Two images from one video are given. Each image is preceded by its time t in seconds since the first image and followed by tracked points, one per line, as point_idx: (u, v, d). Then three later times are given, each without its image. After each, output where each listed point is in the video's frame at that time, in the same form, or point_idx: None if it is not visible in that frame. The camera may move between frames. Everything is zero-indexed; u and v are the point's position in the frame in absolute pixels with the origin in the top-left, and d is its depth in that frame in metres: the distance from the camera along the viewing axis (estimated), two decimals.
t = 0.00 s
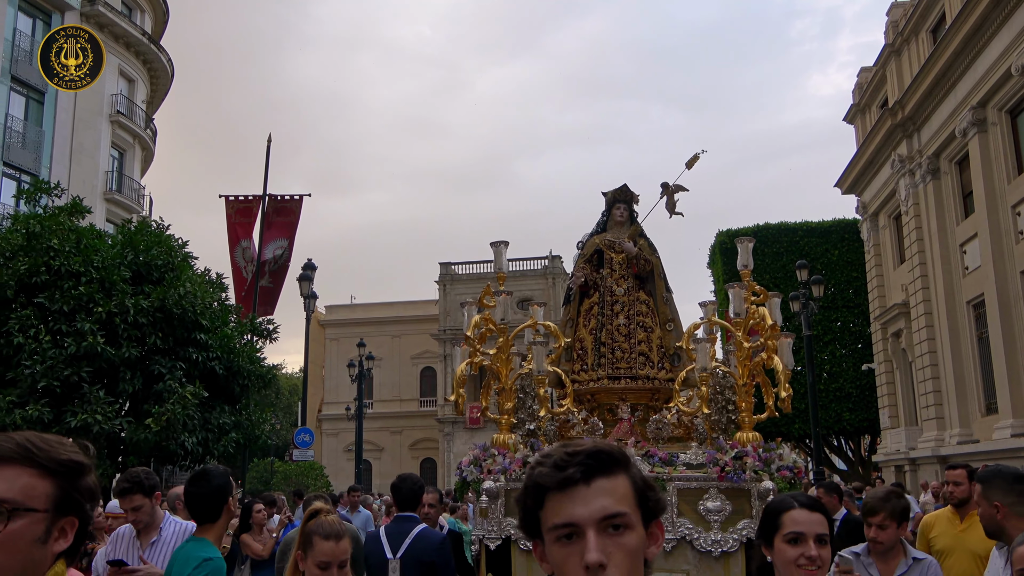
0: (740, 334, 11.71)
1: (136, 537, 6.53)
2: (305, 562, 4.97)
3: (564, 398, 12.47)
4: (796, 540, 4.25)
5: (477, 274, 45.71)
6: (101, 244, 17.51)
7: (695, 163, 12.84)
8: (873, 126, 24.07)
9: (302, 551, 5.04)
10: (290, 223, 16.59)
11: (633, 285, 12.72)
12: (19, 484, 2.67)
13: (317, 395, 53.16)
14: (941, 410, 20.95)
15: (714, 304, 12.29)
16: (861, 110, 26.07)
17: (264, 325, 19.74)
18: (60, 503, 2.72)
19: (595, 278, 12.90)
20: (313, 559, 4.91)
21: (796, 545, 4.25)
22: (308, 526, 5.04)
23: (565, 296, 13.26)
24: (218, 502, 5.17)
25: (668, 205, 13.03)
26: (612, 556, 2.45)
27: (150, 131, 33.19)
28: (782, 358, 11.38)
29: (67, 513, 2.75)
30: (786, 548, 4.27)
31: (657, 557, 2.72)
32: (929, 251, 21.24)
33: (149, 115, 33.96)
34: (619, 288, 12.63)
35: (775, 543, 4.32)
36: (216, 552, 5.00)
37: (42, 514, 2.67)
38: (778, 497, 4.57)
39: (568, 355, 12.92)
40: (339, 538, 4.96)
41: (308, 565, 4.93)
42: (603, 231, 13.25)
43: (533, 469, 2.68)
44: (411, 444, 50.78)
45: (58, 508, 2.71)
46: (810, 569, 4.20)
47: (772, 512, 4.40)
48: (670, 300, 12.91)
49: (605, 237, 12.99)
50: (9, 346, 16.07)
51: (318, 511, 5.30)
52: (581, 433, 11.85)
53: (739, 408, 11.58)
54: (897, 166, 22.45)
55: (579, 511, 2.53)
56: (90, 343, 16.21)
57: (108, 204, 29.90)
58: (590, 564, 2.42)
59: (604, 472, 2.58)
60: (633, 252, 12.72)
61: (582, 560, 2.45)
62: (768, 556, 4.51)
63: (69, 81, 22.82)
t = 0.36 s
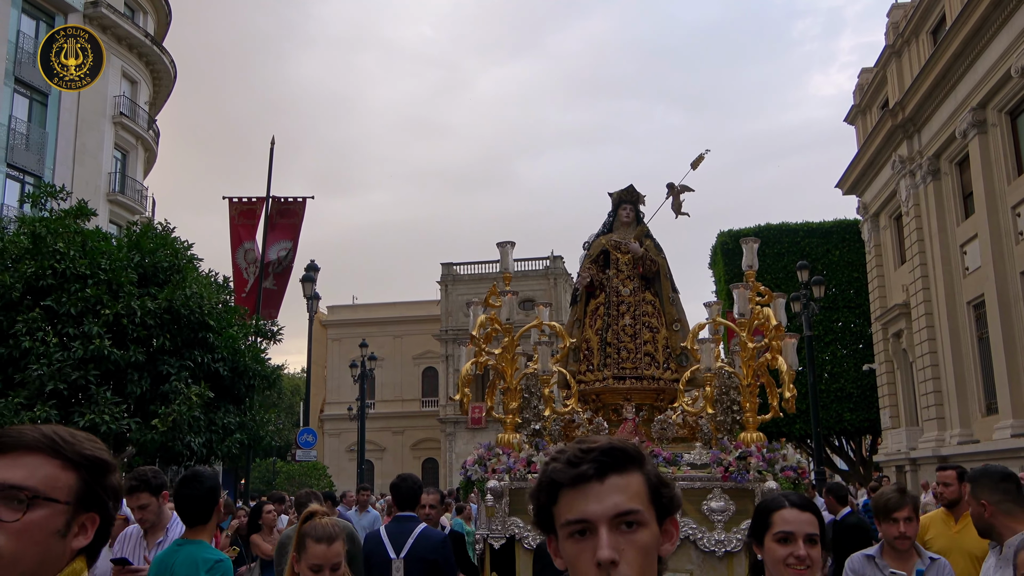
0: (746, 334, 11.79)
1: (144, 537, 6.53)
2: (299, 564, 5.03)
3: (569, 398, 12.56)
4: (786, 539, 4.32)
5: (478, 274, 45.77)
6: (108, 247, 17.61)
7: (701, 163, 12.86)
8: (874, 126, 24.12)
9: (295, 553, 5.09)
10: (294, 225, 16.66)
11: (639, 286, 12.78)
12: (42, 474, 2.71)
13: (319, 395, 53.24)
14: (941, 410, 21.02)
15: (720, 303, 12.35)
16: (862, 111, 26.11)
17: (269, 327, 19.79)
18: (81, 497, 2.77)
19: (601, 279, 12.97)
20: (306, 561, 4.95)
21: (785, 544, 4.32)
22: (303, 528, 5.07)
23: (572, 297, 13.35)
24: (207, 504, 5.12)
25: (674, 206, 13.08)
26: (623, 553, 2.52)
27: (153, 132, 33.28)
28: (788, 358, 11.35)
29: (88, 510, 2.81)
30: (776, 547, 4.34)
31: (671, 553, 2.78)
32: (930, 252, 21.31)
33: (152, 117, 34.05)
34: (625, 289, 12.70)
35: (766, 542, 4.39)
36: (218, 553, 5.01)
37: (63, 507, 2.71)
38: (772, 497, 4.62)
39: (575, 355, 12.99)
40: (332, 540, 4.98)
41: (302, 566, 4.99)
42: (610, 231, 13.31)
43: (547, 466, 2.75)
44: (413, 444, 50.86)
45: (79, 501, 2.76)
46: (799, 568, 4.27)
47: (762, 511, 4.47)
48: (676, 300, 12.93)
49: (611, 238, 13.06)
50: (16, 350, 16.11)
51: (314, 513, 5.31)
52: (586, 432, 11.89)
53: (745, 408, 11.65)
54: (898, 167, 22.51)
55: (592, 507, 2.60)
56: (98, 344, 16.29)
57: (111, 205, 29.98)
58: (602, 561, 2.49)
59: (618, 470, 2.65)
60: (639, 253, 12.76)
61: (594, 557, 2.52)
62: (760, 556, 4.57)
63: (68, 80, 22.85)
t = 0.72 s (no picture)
0: (736, 332, 11.80)
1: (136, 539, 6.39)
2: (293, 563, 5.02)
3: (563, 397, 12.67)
4: (777, 535, 4.40)
5: (480, 274, 45.89)
6: (114, 250, 17.73)
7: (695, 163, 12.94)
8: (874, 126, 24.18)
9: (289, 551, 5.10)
10: (297, 227, 16.72)
11: (634, 285, 12.85)
12: (50, 471, 2.72)
13: (321, 396, 53.35)
14: (942, 409, 21.09)
15: (712, 303, 12.42)
16: (862, 111, 26.17)
17: (272, 330, 19.92)
18: (90, 493, 2.77)
19: (597, 279, 13.05)
20: (300, 561, 4.95)
21: (776, 540, 4.39)
22: (299, 527, 5.07)
23: (568, 295, 13.45)
24: (189, 505, 5.03)
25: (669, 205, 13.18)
26: (602, 552, 2.59)
27: (155, 134, 33.41)
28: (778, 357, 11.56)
29: (97, 505, 2.80)
30: (768, 543, 4.41)
31: (651, 551, 2.86)
32: (929, 251, 21.38)
33: (154, 119, 34.20)
34: (620, 288, 12.78)
35: (758, 540, 4.47)
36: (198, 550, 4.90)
37: (72, 503, 2.72)
38: (765, 496, 4.71)
39: (571, 354, 13.09)
40: (325, 541, 4.97)
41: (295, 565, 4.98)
42: (605, 231, 13.40)
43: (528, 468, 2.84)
44: (415, 445, 50.96)
45: (87, 498, 2.77)
46: (791, 563, 4.33)
47: (756, 509, 4.56)
48: (671, 300, 13.03)
49: (606, 238, 13.13)
50: (21, 353, 16.28)
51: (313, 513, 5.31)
52: (581, 431, 12.02)
53: (736, 407, 11.59)
54: (898, 166, 22.57)
55: (572, 507, 2.67)
56: (101, 347, 16.36)
57: (114, 208, 30.10)
58: (581, 560, 2.56)
59: (598, 470, 2.73)
60: (635, 252, 12.83)
61: (573, 556, 2.59)
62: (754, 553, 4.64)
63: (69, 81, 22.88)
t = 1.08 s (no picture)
0: (733, 334, 11.83)
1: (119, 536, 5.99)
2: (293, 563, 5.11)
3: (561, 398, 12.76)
4: (782, 540, 4.47)
5: (483, 275, 46.03)
6: (120, 253, 17.84)
7: (689, 163, 12.83)
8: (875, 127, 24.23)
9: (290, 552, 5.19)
10: (300, 229, 16.83)
11: (631, 286, 12.91)
12: (21, 479, 2.74)
13: (324, 396, 53.49)
14: (943, 410, 21.15)
15: (709, 303, 12.49)
16: (864, 111, 26.23)
17: (275, 330, 20.02)
18: (61, 498, 2.79)
19: (594, 280, 13.13)
20: (299, 563, 5.03)
21: (782, 544, 4.47)
22: (300, 529, 5.14)
23: (565, 297, 13.55)
24: (182, 504, 5.11)
25: (665, 206, 13.25)
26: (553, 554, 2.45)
27: (159, 136, 33.56)
28: (773, 357, 11.58)
29: (69, 509, 2.81)
30: (773, 547, 4.49)
31: (603, 553, 2.82)
32: (930, 252, 21.43)
33: (158, 120, 34.34)
34: (617, 289, 12.84)
35: (764, 543, 4.54)
36: (190, 547, 4.95)
37: (45, 508, 2.74)
38: (767, 499, 4.76)
39: (567, 355, 13.20)
40: (324, 544, 5.04)
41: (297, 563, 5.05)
42: (602, 233, 13.50)
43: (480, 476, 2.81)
44: (419, 445, 51.09)
45: (60, 503, 2.78)
46: (797, 566, 4.41)
47: (762, 511, 4.63)
48: (668, 301, 13.12)
49: (604, 238, 13.22)
50: (30, 354, 16.30)
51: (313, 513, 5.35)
52: (580, 432, 12.20)
53: (732, 408, 11.76)
54: (899, 167, 22.62)
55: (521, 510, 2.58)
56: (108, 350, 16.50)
57: (118, 209, 30.24)
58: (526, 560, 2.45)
59: (546, 470, 2.65)
60: (631, 253, 12.89)
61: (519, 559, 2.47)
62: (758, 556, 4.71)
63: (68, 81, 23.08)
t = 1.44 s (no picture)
0: (740, 333, 11.95)
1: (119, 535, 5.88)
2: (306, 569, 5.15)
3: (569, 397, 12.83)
4: (780, 537, 4.56)
5: (486, 275, 46.16)
6: (131, 255, 17.97)
7: (699, 163, 13.04)
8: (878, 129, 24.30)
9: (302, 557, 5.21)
10: (306, 230, 17.01)
11: (639, 286, 12.98)
12: None
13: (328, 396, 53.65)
14: (945, 410, 21.22)
15: (716, 303, 12.57)
16: (867, 113, 26.29)
17: (282, 332, 20.13)
18: (35, 492, 2.66)
19: (602, 280, 13.25)
20: (313, 569, 5.08)
21: (780, 542, 4.55)
22: (311, 533, 5.16)
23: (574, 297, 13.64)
24: (201, 501, 5.18)
25: (673, 205, 13.33)
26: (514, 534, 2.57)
27: (164, 137, 33.67)
28: (781, 357, 11.62)
29: (42, 503, 2.69)
30: (771, 545, 4.57)
31: (579, 546, 2.82)
32: (933, 253, 21.48)
33: (164, 121, 34.49)
34: (626, 289, 12.92)
35: (760, 541, 4.62)
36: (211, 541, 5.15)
37: (18, 502, 2.62)
38: (764, 497, 4.86)
39: (576, 355, 13.32)
40: (341, 549, 5.09)
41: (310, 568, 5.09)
42: (611, 232, 13.57)
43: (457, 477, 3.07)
44: (422, 445, 51.23)
45: (34, 497, 2.66)
46: (794, 564, 4.50)
47: (759, 510, 4.71)
48: (677, 300, 13.12)
49: (612, 238, 13.33)
50: (42, 356, 16.47)
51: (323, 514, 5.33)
52: (588, 431, 12.09)
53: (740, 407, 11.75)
54: (901, 168, 22.68)
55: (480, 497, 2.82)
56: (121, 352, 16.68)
57: (124, 210, 30.38)
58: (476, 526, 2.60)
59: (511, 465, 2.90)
60: (640, 253, 12.98)
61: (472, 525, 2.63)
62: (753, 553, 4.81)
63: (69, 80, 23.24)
